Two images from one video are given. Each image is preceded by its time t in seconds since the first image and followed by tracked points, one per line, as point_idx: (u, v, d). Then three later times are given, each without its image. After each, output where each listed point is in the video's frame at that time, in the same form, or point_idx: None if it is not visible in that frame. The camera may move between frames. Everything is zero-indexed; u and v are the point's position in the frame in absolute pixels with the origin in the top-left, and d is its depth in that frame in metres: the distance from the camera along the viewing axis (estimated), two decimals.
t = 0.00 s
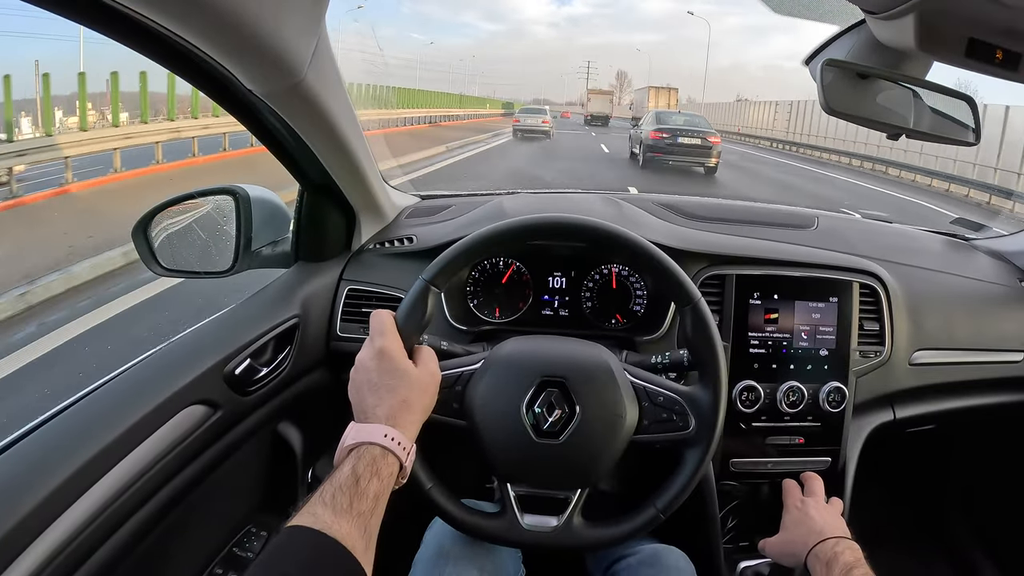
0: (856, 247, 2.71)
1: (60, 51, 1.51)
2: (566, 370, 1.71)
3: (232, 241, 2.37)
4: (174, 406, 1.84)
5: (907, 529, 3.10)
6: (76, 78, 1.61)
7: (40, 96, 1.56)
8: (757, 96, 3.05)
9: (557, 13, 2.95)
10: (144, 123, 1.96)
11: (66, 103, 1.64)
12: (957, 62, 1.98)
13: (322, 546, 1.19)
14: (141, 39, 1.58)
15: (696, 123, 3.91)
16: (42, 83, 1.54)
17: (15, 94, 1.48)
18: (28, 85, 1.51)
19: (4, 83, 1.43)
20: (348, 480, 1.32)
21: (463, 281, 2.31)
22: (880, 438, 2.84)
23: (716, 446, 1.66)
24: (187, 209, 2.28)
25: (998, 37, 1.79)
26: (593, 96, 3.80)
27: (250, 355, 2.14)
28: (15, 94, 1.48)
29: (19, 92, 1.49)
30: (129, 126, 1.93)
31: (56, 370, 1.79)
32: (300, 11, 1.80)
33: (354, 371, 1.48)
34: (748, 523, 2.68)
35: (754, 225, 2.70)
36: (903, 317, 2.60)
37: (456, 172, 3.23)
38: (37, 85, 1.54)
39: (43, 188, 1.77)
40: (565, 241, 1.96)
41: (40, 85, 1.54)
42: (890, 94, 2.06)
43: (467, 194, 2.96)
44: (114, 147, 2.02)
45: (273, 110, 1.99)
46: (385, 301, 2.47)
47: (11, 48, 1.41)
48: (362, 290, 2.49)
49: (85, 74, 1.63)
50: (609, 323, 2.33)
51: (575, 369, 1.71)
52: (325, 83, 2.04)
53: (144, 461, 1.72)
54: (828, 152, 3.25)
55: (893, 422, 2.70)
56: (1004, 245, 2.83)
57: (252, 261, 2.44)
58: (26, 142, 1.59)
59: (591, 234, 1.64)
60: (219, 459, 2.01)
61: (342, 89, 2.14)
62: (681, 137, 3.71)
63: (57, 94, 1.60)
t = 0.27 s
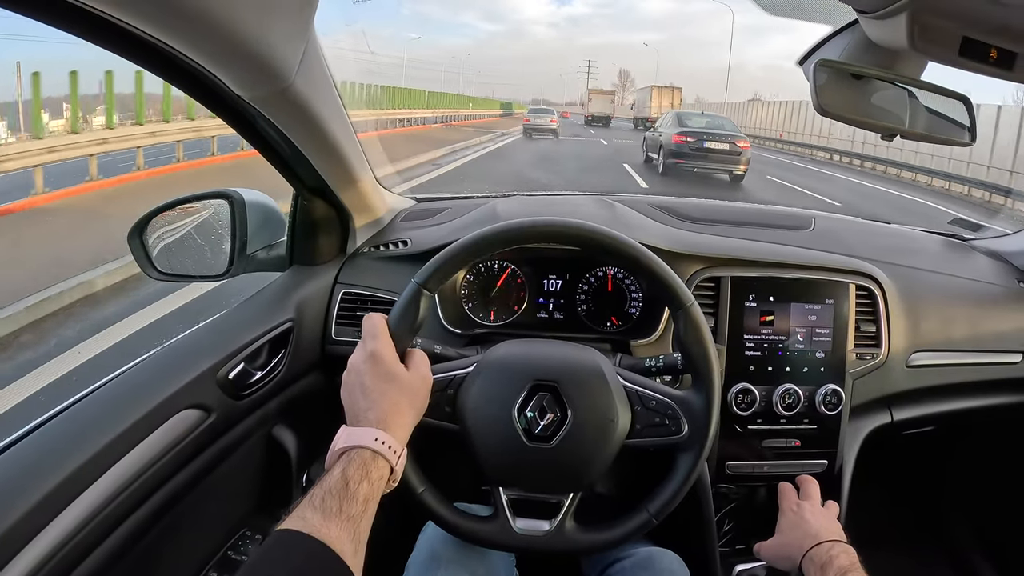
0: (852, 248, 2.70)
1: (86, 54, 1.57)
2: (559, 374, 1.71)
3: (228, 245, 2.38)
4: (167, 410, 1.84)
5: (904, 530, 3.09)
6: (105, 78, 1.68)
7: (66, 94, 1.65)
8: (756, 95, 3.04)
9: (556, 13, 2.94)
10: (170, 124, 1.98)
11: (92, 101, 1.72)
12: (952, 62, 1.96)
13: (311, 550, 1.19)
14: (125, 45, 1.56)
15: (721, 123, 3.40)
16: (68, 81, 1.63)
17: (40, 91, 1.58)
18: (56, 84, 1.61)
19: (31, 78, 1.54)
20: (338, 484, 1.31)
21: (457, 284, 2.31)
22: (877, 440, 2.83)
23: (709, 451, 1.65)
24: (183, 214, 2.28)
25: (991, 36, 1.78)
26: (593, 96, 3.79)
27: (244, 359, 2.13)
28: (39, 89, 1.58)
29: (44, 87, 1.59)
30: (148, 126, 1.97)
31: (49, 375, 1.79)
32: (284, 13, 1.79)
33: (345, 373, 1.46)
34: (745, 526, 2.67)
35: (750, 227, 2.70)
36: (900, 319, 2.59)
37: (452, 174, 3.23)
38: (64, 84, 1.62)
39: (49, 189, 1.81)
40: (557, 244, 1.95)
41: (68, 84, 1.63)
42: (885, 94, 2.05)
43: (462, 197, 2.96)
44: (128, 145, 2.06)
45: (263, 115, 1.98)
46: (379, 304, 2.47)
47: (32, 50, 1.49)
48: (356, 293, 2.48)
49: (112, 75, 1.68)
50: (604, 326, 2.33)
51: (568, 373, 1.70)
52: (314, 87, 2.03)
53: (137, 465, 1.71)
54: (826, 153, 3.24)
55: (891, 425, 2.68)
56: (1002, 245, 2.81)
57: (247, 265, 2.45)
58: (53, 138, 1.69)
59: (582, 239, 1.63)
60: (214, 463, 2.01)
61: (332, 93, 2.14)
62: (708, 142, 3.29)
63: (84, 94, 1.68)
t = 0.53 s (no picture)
0: (851, 245, 2.69)
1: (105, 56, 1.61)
2: (554, 371, 1.70)
3: (224, 244, 2.35)
4: (161, 408, 1.83)
5: (904, 527, 3.08)
6: (121, 78, 1.71)
7: (85, 97, 1.69)
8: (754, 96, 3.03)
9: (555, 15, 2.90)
10: (183, 121, 2.01)
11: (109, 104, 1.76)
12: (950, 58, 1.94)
13: (304, 549, 1.18)
14: (120, 43, 1.56)
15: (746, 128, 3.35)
16: (88, 84, 1.66)
17: (58, 91, 1.64)
18: (75, 85, 1.65)
19: (49, 76, 1.59)
20: (332, 483, 1.30)
21: (453, 282, 2.30)
22: (877, 437, 2.82)
23: (707, 446, 1.64)
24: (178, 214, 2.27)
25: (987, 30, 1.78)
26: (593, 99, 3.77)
27: (240, 357, 2.12)
28: (58, 88, 1.63)
29: (63, 87, 1.63)
30: (166, 126, 1.99)
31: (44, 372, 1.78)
32: (277, 12, 1.78)
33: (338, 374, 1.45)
34: (743, 524, 2.66)
35: (748, 224, 2.69)
36: (899, 315, 2.58)
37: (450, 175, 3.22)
38: (83, 85, 1.65)
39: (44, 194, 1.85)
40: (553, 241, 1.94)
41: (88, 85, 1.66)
42: (881, 89, 2.04)
43: (459, 196, 2.96)
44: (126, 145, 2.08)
45: (256, 113, 1.97)
46: (375, 302, 2.46)
47: (46, 53, 1.52)
48: (353, 292, 2.47)
49: (128, 73, 1.71)
50: (601, 324, 2.32)
51: (563, 369, 1.69)
52: (306, 84, 2.03)
53: (131, 463, 1.70)
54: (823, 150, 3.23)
55: (890, 422, 2.67)
56: (1001, 242, 2.80)
57: (244, 264, 2.43)
58: (68, 133, 1.77)
59: (577, 235, 1.62)
60: (209, 462, 1.99)
61: (326, 89, 2.13)
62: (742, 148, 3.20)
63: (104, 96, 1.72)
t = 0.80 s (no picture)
0: (852, 246, 2.69)
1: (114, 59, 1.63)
2: (557, 371, 1.69)
3: (224, 244, 2.34)
4: (163, 409, 1.82)
5: (905, 527, 3.08)
6: (130, 81, 1.72)
7: (94, 96, 1.72)
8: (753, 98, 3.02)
9: (555, 15, 2.89)
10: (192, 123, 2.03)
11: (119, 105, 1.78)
12: (952, 59, 1.93)
13: (309, 549, 1.17)
14: (121, 41, 1.55)
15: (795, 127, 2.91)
16: (96, 82, 1.69)
17: (68, 91, 1.66)
18: (84, 84, 1.67)
19: (57, 75, 1.61)
20: (335, 483, 1.29)
21: (455, 282, 2.30)
22: (878, 438, 2.82)
23: (710, 447, 1.64)
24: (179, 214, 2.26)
25: (989, 31, 1.78)
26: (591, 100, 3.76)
27: (241, 357, 2.12)
28: (66, 90, 1.65)
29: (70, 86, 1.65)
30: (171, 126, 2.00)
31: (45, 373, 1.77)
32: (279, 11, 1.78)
33: (341, 373, 1.44)
34: (745, 525, 2.65)
35: (748, 225, 2.69)
36: (900, 316, 2.58)
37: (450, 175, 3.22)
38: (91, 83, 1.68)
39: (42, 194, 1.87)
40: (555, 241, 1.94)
41: (98, 85, 1.69)
42: (885, 90, 2.05)
43: (459, 196, 2.95)
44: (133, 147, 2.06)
45: (259, 113, 1.96)
46: (377, 303, 2.45)
47: (51, 54, 1.55)
48: (354, 292, 2.47)
49: (136, 74, 1.72)
50: (603, 324, 2.32)
51: (566, 370, 1.69)
52: (309, 84, 2.02)
53: (132, 464, 1.69)
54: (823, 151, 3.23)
55: (891, 423, 2.67)
56: (1001, 242, 2.80)
57: (245, 264, 2.41)
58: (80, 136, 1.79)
59: (580, 235, 1.61)
60: (210, 462, 1.99)
61: (328, 89, 2.12)
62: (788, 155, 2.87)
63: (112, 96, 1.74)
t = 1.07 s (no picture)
0: (846, 248, 2.70)
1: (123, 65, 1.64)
2: (548, 376, 1.71)
3: (223, 250, 2.37)
4: (161, 414, 1.85)
5: (901, 528, 3.10)
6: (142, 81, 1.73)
7: (108, 97, 1.72)
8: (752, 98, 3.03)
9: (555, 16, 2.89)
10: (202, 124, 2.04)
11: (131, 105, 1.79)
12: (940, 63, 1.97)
13: (303, 551, 1.19)
14: (119, 57, 1.58)
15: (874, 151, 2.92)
16: (108, 82, 1.69)
17: (82, 91, 1.65)
18: (96, 84, 1.67)
19: (71, 75, 1.60)
20: (330, 484, 1.31)
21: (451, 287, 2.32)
22: (874, 439, 2.83)
23: (701, 450, 1.65)
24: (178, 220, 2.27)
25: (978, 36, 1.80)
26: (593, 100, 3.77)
27: (239, 363, 2.14)
28: (81, 89, 1.65)
29: (86, 88, 1.65)
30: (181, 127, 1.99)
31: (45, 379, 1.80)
32: (273, 24, 1.80)
33: (337, 376, 1.46)
34: (741, 527, 2.66)
35: (743, 228, 2.71)
36: (894, 318, 2.59)
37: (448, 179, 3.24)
38: (103, 83, 1.69)
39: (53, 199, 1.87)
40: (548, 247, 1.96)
41: (109, 84, 1.70)
42: (875, 93, 2.06)
43: (456, 201, 2.97)
44: (139, 150, 2.05)
45: (254, 122, 1.98)
46: (373, 308, 2.47)
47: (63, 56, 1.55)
48: (350, 297, 2.49)
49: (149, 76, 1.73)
50: (597, 328, 2.34)
51: (557, 374, 1.71)
52: (302, 93, 2.04)
53: (131, 469, 1.71)
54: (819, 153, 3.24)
55: (886, 424, 2.68)
56: (996, 244, 2.83)
57: (242, 270, 2.45)
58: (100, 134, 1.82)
59: (571, 242, 1.63)
60: (208, 467, 2.01)
61: (322, 97, 2.14)
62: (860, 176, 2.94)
63: (126, 98, 1.76)
